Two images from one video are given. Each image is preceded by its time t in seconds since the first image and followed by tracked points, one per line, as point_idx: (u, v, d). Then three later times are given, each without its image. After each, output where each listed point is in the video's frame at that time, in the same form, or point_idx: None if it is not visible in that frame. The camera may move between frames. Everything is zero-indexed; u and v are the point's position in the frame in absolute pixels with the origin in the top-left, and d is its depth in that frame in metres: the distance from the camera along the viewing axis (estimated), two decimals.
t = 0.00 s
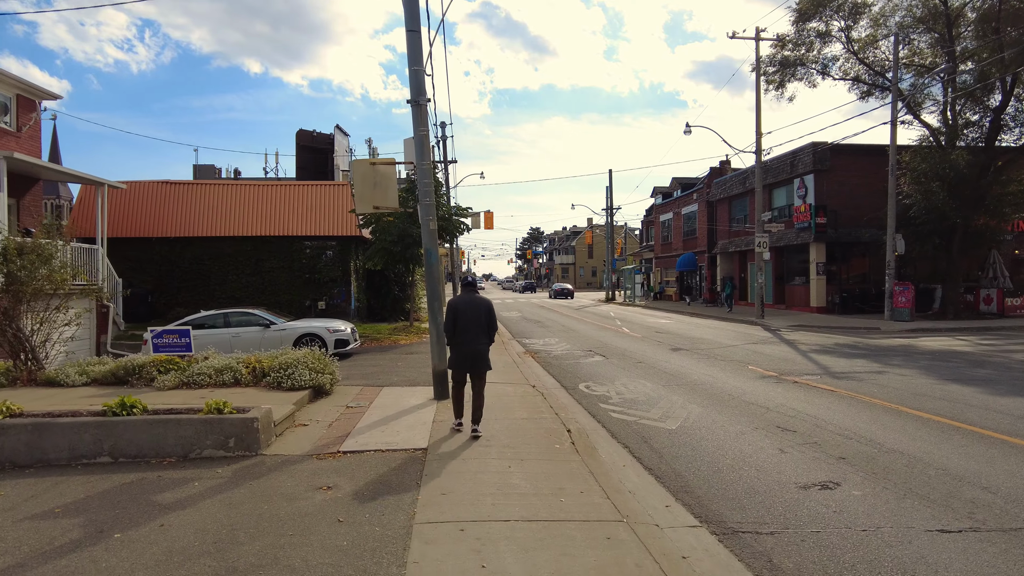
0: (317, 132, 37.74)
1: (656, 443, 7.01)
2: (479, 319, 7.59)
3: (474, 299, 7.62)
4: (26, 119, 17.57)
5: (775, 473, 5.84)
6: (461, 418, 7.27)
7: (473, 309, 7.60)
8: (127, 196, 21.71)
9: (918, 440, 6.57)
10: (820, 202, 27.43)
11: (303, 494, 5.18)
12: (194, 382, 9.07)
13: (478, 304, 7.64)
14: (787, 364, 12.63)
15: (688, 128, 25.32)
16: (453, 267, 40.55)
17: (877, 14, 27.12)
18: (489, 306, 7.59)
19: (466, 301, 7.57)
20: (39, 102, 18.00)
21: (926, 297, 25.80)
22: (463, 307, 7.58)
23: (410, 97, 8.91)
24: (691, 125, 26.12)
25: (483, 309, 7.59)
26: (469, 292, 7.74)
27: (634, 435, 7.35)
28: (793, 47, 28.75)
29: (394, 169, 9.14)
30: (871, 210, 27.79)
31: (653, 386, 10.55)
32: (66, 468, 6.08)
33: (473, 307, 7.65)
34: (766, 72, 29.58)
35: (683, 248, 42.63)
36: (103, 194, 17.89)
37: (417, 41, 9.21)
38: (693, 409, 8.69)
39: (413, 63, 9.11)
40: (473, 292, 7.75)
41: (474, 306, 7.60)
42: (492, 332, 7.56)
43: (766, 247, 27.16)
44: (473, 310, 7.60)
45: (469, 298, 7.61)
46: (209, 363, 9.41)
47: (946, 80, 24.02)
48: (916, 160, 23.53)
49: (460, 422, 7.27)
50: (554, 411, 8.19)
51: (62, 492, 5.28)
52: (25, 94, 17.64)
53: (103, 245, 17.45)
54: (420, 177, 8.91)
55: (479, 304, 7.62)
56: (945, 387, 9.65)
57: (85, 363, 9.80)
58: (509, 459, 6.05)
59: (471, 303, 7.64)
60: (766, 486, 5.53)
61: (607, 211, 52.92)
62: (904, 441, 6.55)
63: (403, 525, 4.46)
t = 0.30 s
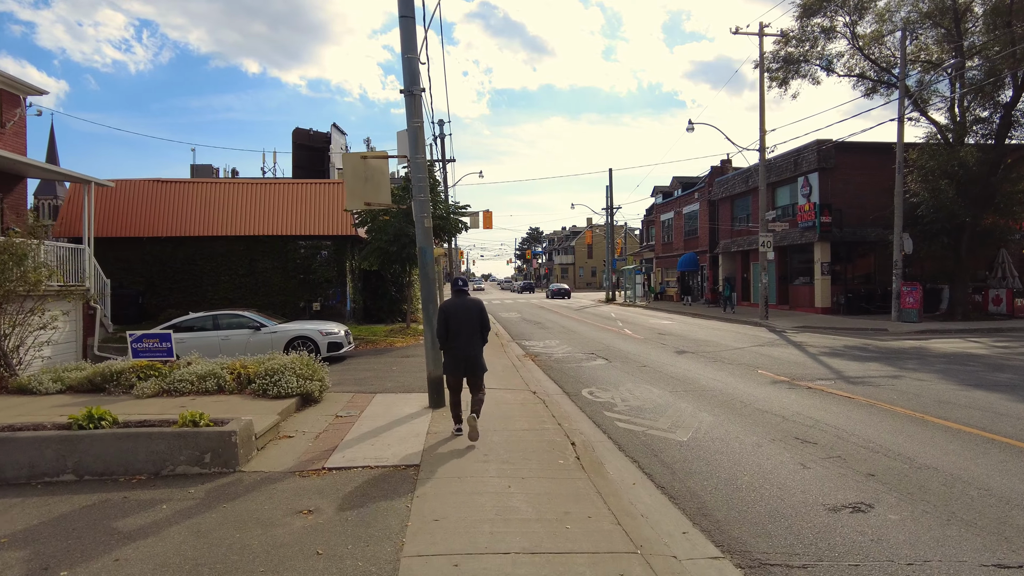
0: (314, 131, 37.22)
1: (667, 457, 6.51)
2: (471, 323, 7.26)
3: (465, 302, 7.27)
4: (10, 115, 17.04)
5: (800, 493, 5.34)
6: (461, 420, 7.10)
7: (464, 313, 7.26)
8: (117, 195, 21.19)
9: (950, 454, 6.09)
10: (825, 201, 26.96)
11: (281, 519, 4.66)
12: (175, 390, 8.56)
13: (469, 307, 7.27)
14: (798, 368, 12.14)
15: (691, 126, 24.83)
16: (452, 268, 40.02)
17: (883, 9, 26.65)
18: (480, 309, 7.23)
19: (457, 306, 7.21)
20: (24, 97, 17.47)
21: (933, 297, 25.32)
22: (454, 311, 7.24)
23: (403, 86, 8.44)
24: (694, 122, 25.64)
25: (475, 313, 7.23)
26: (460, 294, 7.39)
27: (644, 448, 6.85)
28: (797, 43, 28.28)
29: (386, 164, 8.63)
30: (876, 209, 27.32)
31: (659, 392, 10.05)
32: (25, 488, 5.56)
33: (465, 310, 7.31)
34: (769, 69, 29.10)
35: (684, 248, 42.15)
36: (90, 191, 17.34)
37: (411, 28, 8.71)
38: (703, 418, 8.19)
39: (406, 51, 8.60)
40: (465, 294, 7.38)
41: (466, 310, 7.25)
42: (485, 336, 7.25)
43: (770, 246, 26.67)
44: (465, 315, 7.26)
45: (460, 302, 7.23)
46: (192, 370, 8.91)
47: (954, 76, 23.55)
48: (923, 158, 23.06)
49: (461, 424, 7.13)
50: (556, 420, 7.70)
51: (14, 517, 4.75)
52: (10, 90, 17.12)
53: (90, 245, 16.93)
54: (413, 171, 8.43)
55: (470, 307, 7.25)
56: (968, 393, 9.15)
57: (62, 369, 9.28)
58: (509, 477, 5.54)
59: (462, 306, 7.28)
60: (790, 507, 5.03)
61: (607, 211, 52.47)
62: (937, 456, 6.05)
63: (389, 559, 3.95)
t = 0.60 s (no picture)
0: (312, 128, 36.73)
1: (683, 466, 6.03)
2: (470, 320, 7.20)
3: (463, 299, 7.19)
4: None
5: (834, 506, 4.85)
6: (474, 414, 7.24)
7: (463, 310, 7.20)
8: (110, 191, 20.71)
9: (993, 462, 5.60)
10: (832, 197, 26.49)
11: (259, 539, 4.18)
12: (157, 392, 8.08)
13: (469, 303, 7.21)
14: (811, 368, 11.66)
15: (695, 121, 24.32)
16: (452, 267, 39.55)
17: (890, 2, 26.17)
18: (479, 306, 7.15)
19: (454, 303, 7.16)
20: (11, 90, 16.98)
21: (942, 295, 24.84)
22: (453, 308, 7.19)
23: (398, 71, 7.89)
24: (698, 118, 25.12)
25: (472, 310, 7.15)
26: (461, 291, 7.35)
27: (658, 455, 6.37)
28: (802, 38, 27.78)
29: (381, 153, 8.14)
30: (884, 206, 26.85)
31: (668, 394, 9.57)
32: None
33: (463, 307, 7.25)
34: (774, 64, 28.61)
35: (687, 247, 41.68)
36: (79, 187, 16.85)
37: (407, 9, 8.21)
38: (718, 422, 7.72)
39: (402, 33, 8.09)
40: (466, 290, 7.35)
41: (464, 307, 7.18)
42: (484, 333, 7.18)
43: (775, 244, 26.19)
44: (463, 312, 7.19)
45: (458, 299, 7.18)
46: (176, 370, 8.44)
47: (964, 70, 23.07)
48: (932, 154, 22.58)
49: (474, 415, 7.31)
50: (563, 424, 7.23)
51: None
52: None
53: (79, 241, 16.43)
54: (409, 161, 7.93)
55: (468, 304, 7.18)
56: (996, 395, 8.67)
57: (40, 371, 8.79)
58: (513, 489, 5.05)
59: (461, 303, 7.23)
60: (826, 524, 4.54)
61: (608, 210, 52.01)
62: (978, 464, 5.56)
63: None
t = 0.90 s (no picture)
0: (310, 127, 36.25)
1: (700, 489, 5.55)
2: (473, 325, 7.08)
3: (467, 304, 7.07)
4: None
5: (872, 540, 4.35)
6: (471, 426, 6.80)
7: (465, 315, 7.09)
8: (103, 189, 20.26)
9: None
10: (838, 198, 26.02)
11: None
12: (137, 405, 7.60)
13: (472, 308, 7.10)
14: (825, 375, 11.19)
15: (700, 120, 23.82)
16: (452, 267, 39.08)
17: None
18: (482, 310, 7.03)
19: (457, 308, 7.08)
20: None
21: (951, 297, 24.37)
22: (456, 313, 7.11)
23: (393, 62, 7.39)
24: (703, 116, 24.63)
25: (474, 315, 7.00)
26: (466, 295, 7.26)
27: (671, 476, 5.89)
28: (808, 35, 27.28)
29: (374, 149, 7.66)
30: (891, 207, 26.37)
31: (678, 405, 9.10)
32: None
33: (467, 311, 7.15)
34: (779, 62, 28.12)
35: (689, 247, 41.18)
36: (68, 186, 16.36)
37: None
38: (733, 437, 7.23)
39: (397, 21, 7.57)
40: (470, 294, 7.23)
41: (466, 311, 7.08)
42: (488, 338, 7.03)
43: (781, 245, 25.70)
44: (465, 316, 7.09)
45: (460, 303, 7.08)
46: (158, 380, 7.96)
47: (975, 68, 22.55)
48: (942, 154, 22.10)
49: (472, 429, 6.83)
50: (568, 440, 6.76)
51: None
52: None
53: (66, 242, 15.93)
54: (405, 157, 7.47)
55: (471, 308, 7.06)
56: None
57: (17, 380, 8.32)
58: (515, 520, 4.57)
59: (463, 307, 7.12)
60: (867, 563, 4.05)
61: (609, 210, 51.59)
62: None
63: None
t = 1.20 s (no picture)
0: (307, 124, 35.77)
1: (717, 501, 5.08)
2: (471, 320, 6.79)
3: (465, 300, 6.75)
4: None
5: (916, 561, 3.88)
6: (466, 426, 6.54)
7: (464, 310, 6.79)
8: (93, 185, 19.77)
9: None
10: (843, 194, 25.55)
11: None
12: (111, 407, 7.08)
13: (471, 303, 6.81)
14: (838, 376, 10.70)
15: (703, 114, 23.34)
16: (451, 266, 38.58)
17: None
18: (481, 305, 6.76)
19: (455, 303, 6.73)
20: None
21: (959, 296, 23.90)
22: (455, 308, 6.77)
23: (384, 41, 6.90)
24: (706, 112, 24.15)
25: (474, 311, 6.75)
26: (462, 292, 6.91)
27: (685, 487, 5.41)
28: (813, 29, 26.81)
29: (364, 135, 7.20)
30: (898, 204, 25.88)
31: (686, 408, 8.61)
32: None
33: (465, 307, 6.82)
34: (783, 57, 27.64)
35: (691, 246, 40.73)
36: (53, 181, 15.86)
37: None
38: (748, 442, 6.74)
39: None
40: (467, 290, 6.90)
41: (466, 307, 6.77)
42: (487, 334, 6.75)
43: (786, 243, 25.21)
44: (464, 313, 6.76)
45: (461, 298, 6.75)
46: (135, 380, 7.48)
47: (984, 62, 22.08)
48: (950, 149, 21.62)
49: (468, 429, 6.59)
50: (571, 446, 6.28)
51: None
52: None
53: (51, 239, 15.44)
54: (398, 144, 7.02)
55: (470, 304, 6.78)
56: None
57: None
58: (514, 539, 4.08)
59: (463, 303, 6.81)
60: None
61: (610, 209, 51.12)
62: None
63: None
